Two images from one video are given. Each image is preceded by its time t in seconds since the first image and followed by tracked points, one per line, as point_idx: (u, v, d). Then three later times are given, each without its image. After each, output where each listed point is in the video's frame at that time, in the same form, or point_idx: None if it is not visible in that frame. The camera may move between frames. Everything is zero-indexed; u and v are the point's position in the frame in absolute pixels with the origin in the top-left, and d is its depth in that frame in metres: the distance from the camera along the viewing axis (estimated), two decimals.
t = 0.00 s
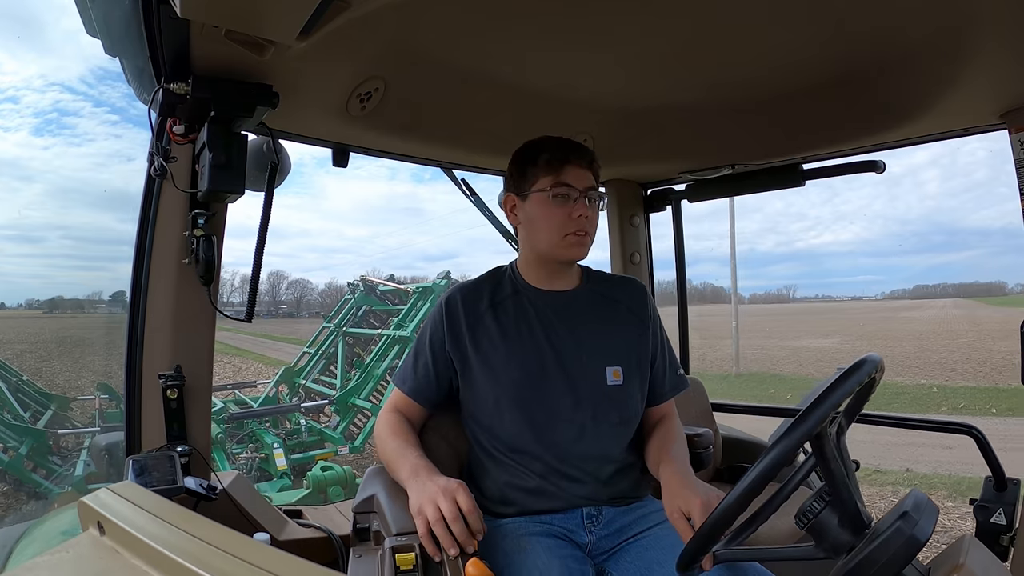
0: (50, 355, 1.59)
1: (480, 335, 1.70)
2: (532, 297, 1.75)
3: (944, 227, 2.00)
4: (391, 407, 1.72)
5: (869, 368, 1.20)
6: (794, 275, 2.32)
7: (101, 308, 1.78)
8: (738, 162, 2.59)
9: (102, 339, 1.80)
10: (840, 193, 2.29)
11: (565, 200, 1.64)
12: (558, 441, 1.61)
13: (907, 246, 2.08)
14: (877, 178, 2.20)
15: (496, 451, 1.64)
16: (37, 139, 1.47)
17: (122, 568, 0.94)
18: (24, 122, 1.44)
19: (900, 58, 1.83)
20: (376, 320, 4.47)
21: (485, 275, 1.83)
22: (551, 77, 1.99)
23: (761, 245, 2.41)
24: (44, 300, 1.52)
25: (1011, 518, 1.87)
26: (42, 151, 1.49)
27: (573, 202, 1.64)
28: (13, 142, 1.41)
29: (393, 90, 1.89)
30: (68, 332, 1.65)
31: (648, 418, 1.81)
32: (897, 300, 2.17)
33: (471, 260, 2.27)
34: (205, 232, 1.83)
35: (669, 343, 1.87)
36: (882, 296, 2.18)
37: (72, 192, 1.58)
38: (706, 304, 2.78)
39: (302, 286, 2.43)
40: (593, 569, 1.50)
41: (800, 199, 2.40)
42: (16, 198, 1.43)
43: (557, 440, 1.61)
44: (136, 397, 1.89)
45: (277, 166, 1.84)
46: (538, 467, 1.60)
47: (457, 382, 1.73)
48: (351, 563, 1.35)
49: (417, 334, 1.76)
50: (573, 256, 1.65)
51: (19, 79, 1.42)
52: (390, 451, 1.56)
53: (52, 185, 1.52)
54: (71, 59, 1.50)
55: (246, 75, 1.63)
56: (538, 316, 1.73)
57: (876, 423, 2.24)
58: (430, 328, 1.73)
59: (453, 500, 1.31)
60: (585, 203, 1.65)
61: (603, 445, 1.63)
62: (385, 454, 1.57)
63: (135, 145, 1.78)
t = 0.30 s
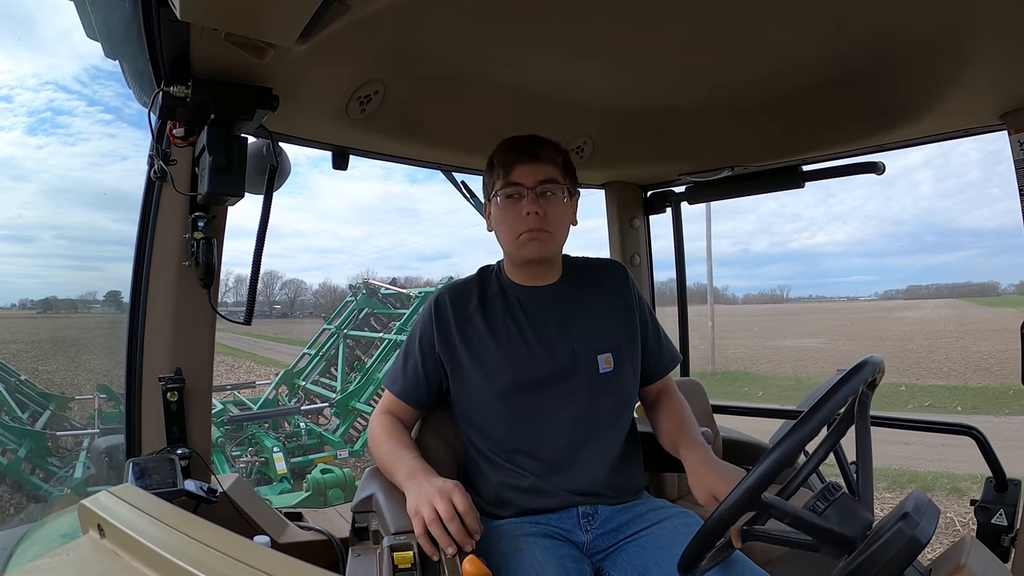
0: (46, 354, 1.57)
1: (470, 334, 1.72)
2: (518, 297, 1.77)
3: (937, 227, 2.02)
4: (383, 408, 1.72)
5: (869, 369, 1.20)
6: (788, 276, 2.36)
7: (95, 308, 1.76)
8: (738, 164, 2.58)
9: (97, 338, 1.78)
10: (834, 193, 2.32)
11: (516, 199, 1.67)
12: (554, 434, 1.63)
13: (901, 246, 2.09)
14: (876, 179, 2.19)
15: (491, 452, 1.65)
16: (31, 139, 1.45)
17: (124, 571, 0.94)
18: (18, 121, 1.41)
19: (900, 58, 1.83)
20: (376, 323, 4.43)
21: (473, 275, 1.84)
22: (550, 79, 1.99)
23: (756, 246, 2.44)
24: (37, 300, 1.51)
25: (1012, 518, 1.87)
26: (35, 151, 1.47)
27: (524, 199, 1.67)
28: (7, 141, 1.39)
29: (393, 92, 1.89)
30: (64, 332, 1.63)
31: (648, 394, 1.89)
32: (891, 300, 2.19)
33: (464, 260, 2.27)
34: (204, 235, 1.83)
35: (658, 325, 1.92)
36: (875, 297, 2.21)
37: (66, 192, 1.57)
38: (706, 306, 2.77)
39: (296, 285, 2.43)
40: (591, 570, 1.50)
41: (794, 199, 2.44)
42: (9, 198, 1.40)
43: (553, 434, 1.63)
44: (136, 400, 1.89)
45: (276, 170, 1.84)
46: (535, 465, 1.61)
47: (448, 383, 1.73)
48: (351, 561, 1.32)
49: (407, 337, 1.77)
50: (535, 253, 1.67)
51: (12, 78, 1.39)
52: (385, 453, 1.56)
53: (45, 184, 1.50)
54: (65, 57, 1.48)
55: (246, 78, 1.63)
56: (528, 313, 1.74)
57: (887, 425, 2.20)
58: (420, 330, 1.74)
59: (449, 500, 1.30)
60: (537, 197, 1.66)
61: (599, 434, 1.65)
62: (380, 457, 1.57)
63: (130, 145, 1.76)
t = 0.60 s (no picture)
0: (41, 354, 1.57)
1: (472, 338, 1.72)
2: (518, 302, 1.77)
3: (929, 228, 2.05)
4: (389, 412, 1.73)
5: (873, 366, 1.20)
6: (781, 276, 2.40)
7: (89, 309, 1.73)
8: (740, 162, 2.55)
9: (94, 336, 1.77)
10: (827, 193, 2.34)
11: (480, 216, 1.70)
12: (556, 438, 1.63)
13: (893, 246, 2.13)
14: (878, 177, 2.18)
15: (495, 455, 1.66)
16: (23, 138, 1.46)
17: (126, 569, 0.94)
18: (11, 120, 1.42)
19: (903, 56, 1.83)
20: (376, 324, 4.37)
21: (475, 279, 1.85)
22: (552, 76, 1.99)
23: (750, 246, 2.51)
24: (30, 299, 1.51)
25: (1015, 517, 1.86)
26: (28, 150, 1.47)
27: (487, 214, 1.68)
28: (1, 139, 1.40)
29: (395, 90, 1.89)
30: (61, 333, 1.62)
31: (650, 397, 1.94)
32: (884, 300, 2.22)
33: (458, 261, 2.27)
34: (206, 233, 1.84)
35: (659, 328, 1.93)
36: (869, 297, 2.24)
37: (60, 191, 1.56)
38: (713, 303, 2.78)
39: (289, 285, 2.38)
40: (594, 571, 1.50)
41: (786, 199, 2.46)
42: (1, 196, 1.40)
43: (556, 438, 1.63)
44: (138, 398, 1.89)
45: (279, 167, 1.85)
46: (538, 468, 1.62)
47: (451, 386, 1.74)
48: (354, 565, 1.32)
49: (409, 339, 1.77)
50: (504, 266, 1.70)
51: (5, 77, 1.40)
52: (390, 455, 1.57)
53: (38, 183, 1.50)
54: (58, 56, 1.48)
55: (249, 76, 1.63)
56: (529, 317, 1.75)
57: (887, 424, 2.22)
58: (422, 334, 1.74)
59: (453, 503, 1.31)
60: (499, 211, 1.67)
61: (600, 438, 1.65)
62: (385, 459, 1.58)
63: (124, 144, 1.74)
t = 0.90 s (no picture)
0: (34, 354, 1.56)
1: (483, 328, 1.73)
2: (530, 293, 1.78)
3: (922, 228, 2.02)
4: (398, 399, 1.73)
5: (878, 363, 1.20)
6: (773, 276, 2.38)
7: (80, 309, 1.67)
8: (746, 158, 2.53)
9: (84, 336, 1.72)
10: (820, 194, 2.38)
11: (494, 207, 1.71)
12: (564, 431, 1.63)
13: (886, 247, 2.10)
14: (886, 173, 2.20)
15: (501, 446, 1.66)
16: (15, 137, 1.45)
17: (132, 565, 0.94)
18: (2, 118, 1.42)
19: (908, 52, 1.82)
20: (376, 325, 4.54)
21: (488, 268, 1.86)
22: (557, 73, 1.98)
23: (743, 246, 2.53)
24: (21, 300, 1.49)
25: (1019, 515, 1.84)
26: (20, 149, 1.47)
27: (499, 206, 1.69)
28: None
29: (400, 87, 1.89)
30: (52, 332, 1.60)
31: (662, 391, 1.95)
32: (876, 300, 2.21)
33: (452, 261, 2.25)
34: (212, 231, 1.84)
35: (672, 325, 1.92)
36: (861, 297, 2.23)
37: (52, 191, 1.55)
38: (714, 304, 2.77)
39: (282, 287, 2.27)
40: (600, 566, 1.50)
41: (779, 199, 2.47)
42: None
43: (564, 432, 1.63)
44: (144, 395, 1.90)
45: (283, 164, 1.85)
46: (545, 461, 1.62)
47: (461, 375, 1.75)
48: (360, 558, 1.33)
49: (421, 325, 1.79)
50: (516, 257, 1.69)
51: None
52: (398, 446, 1.57)
53: (31, 183, 1.50)
54: (50, 55, 1.46)
55: (254, 73, 1.63)
56: (541, 309, 1.75)
57: (915, 422, 2.12)
58: (434, 321, 1.76)
59: (459, 493, 1.30)
60: (511, 202, 1.68)
61: (608, 433, 1.65)
62: (393, 450, 1.58)
63: (115, 143, 1.71)
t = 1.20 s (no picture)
0: (26, 355, 1.51)
1: (498, 330, 1.73)
2: (546, 295, 1.77)
3: (912, 229, 2.02)
4: (409, 400, 1.73)
5: (885, 363, 1.20)
6: (764, 277, 2.40)
7: (68, 310, 1.59)
8: (751, 156, 2.55)
9: (75, 337, 1.64)
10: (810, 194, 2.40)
11: (515, 205, 1.70)
12: (578, 438, 1.63)
13: (875, 249, 2.10)
14: (891, 171, 2.18)
15: (512, 450, 1.66)
16: (3, 136, 1.35)
17: (139, 567, 0.94)
18: None
19: (914, 51, 1.81)
20: (376, 327, 4.57)
21: (503, 268, 1.86)
22: (562, 73, 1.98)
23: (734, 247, 2.53)
24: (11, 300, 1.40)
25: None
26: (9, 148, 1.37)
27: (521, 203, 1.69)
28: None
29: (405, 88, 1.89)
30: (44, 333, 1.54)
31: (674, 395, 1.94)
32: (866, 300, 2.21)
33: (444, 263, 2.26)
34: (219, 233, 1.85)
35: (688, 330, 1.92)
36: (851, 297, 2.22)
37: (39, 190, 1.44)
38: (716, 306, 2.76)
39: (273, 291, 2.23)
40: (606, 567, 1.50)
41: (771, 201, 2.49)
42: None
43: (577, 439, 1.63)
44: (152, 396, 1.91)
45: (289, 166, 1.85)
46: (556, 466, 1.61)
47: (473, 376, 1.75)
48: (367, 561, 1.32)
49: (435, 324, 1.79)
50: (536, 256, 1.69)
51: None
52: (408, 448, 1.57)
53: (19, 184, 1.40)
54: (42, 54, 1.41)
55: (260, 75, 1.64)
56: (556, 313, 1.75)
57: (921, 422, 2.13)
58: (450, 321, 1.76)
59: (467, 503, 1.30)
60: (532, 200, 1.68)
61: (622, 440, 1.65)
62: (404, 451, 1.58)
63: (106, 143, 1.63)
